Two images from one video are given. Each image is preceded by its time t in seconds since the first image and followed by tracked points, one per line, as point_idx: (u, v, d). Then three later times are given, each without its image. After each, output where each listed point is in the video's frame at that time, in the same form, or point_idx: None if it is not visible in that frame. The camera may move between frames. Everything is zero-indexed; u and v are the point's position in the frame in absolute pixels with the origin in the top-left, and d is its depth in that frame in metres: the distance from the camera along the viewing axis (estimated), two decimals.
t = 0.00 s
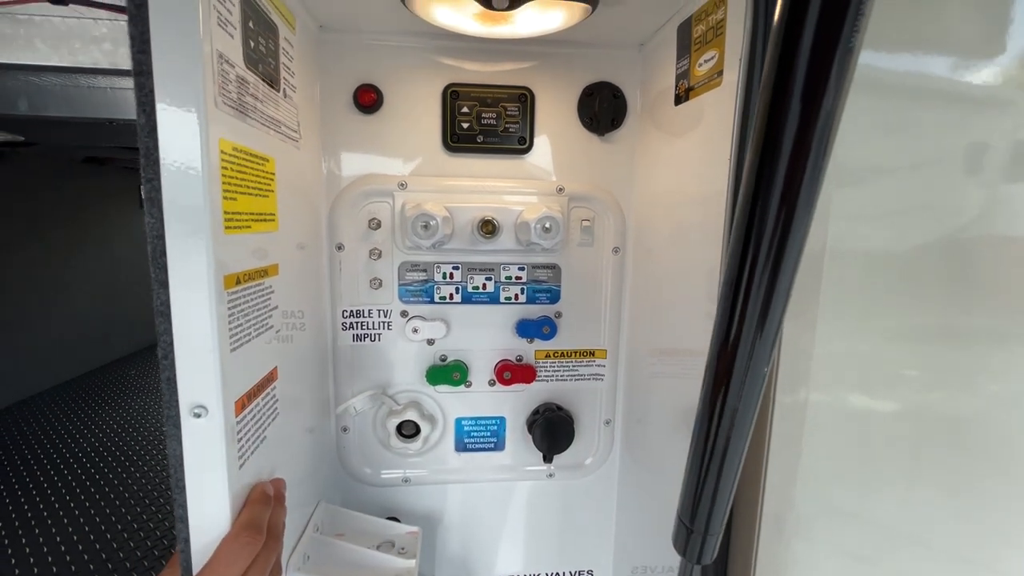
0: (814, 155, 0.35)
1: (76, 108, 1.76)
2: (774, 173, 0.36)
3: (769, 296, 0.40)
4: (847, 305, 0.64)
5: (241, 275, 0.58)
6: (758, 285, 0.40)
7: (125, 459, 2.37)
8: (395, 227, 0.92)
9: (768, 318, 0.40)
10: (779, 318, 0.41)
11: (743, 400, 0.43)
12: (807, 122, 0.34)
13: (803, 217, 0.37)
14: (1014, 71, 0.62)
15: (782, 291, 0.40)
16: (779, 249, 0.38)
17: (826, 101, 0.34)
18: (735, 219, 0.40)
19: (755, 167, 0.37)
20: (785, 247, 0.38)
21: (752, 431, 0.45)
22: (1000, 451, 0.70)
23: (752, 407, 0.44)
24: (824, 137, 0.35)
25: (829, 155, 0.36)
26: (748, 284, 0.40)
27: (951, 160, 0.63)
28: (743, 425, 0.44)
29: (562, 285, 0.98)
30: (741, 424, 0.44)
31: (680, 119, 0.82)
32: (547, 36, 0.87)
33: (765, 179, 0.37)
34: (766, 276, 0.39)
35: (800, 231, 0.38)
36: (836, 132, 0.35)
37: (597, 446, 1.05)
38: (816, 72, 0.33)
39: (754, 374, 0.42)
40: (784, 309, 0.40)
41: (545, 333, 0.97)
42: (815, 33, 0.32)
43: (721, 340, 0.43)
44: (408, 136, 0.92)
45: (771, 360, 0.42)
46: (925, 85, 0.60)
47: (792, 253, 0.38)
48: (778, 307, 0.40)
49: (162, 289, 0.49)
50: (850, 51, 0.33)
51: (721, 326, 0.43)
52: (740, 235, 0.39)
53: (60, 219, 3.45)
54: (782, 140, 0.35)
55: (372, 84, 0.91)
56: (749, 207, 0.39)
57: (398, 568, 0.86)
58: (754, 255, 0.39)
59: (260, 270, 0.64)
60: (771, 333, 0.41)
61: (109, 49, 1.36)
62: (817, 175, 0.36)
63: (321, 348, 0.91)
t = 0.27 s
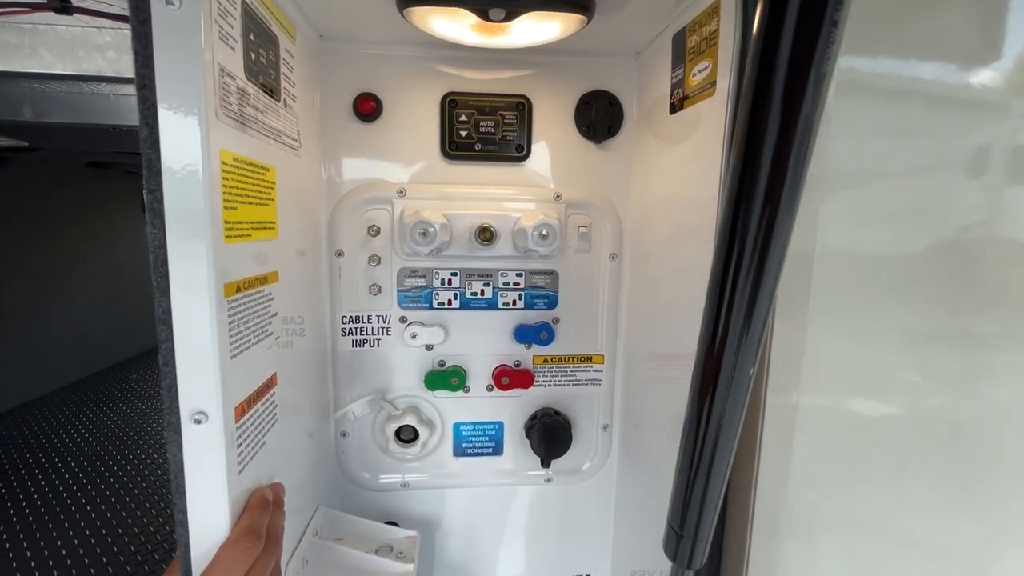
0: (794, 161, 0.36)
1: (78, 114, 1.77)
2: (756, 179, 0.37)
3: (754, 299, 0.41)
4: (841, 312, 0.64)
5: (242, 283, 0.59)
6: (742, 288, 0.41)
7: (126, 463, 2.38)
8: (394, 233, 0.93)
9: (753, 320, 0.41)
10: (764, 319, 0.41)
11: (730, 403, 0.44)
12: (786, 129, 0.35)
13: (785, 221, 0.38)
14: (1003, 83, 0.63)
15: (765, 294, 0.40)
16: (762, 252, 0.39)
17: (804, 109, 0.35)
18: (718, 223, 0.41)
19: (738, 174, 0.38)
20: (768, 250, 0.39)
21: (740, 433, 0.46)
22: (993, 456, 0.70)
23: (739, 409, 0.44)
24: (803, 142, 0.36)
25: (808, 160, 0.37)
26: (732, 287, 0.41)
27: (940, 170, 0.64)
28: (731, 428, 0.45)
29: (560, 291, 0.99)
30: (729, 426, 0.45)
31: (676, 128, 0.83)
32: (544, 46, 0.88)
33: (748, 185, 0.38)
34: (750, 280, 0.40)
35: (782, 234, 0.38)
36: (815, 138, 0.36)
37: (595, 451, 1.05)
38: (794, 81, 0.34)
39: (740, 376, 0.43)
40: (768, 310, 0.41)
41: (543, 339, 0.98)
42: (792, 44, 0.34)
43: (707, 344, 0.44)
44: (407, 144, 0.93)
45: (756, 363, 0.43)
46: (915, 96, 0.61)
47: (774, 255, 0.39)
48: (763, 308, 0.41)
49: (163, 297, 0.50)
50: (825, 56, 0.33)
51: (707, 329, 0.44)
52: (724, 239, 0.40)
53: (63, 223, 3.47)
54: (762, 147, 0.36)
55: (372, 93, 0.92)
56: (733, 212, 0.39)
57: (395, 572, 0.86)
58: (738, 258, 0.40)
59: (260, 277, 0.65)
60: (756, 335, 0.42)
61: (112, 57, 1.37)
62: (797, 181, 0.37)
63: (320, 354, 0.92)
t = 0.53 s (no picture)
0: (775, 166, 0.37)
1: (82, 121, 1.79)
2: (739, 183, 0.38)
3: (739, 300, 0.42)
4: (833, 320, 0.65)
5: (243, 291, 0.60)
6: (728, 289, 0.42)
7: (127, 466, 2.38)
8: (394, 240, 0.94)
9: (739, 319, 0.42)
10: (749, 319, 0.43)
11: (718, 404, 0.45)
12: (767, 135, 0.36)
13: (768, 223, 0.39)
14: (991, 95, 0.64)
15: (751, 293, 0.41)
16: (747, 251, 0.40)
17: (784, 115, 0.36)
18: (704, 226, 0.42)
19: (722, 180, 0.39)
20: (752, 250, 0.40)
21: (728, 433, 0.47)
22: (986, 463, 0.71)
23: (727, 410, 0.45)
24: (783, 146, 0.37)
25: (789, 163, 0.38)
26: (718, 288, 0.42)
27: (931, 181, 0.65)
28: (720, 429, 0.46)
29: (558, 297, 1.00)
30: (717, 428, 0.46)
31: (672, 137, 0.84)
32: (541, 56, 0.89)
33: (731, 190, 0.39)
34: (735, 280, 0.41)
35: (765, 233, 0.40)
36: (796, 142, 0.37)
37: (593, 456, 1.06)
38: (773, 89, 0.35)
39: (728, 376, 0.44)
40: (754, 310, 0.42)
41: (541, 345, 0.99)
42: (771, 53, 0.35)
43: (695, 345, 0.45)
44: (406, 152, 0.95)
45: (743, 363, 0.44)
46: (905, 107, 0.62)
47: (758, 254, 0.40)
48: (749, 306, 0.42)
49: (166, 305, 0.51)
50: (803, 62, 0.34)
51: (695, 331, 0.45)
52: (710, 242, 0.41)
53: (66, 228, 3.49)
54: (744, 153, 0.37)
55: (372, 102, 0.93)
56: (717, 215, 0.40)
57: None
58: (723, 260, 0.41)
59: (261, 285, 0.66)
60: (743, 334, 0.43)
61: (116, 65, 1.39)
62: (779, 185, 0.38)
63: (320, 359, 0.93)
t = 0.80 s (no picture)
0: (774, 177, 0.38)
1: (87, 127, 1.80)
2: (738, 193, 0.39)
3: (739, 308, 0.42)
4: (833, 328, 0.65)
5: (249, 299, 0.61)
6: (729, 297, 0.42)
7: (130, 470, 2.39)
8: (397, 247, 0.95)
9: (739, 328, 0.43)
10: (750, 327, 0.43)
11: (718, 412, 0.45)
12: (766, 146, 0.37)
13: (768, 232, 0.40)
14: (989, 106, 0.64)
15: (751, 301, 0.42)
16: (747, 260, 0.41)
17: (783, 127, 0.36)
18: (704, 235, 0.42)
19: (721, 190, 0.40)
20: (752, 259, 0.41)
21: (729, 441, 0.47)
22: (986, 470, 0.71)
23: (727, 417, 0.46)
24: (782, 158, 0.37)
25: (789, 174, 0.38)
26: (718, 298, 0.42)
27: (929, 190, 0.65)
28: (720, 436, 0.46)
29: (559, 304, 1.00)
30: (717, 435, 0.46)
31: (672, 145, 0.85)
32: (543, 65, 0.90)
33: (730, 201, 0.39)
34: (735, 289, 0.42)
35: (765, 242, 0.40)
36: (794, 154, 0.38)
37: (594, 462, 1.06)
38: (772, 101, 0.35)
39: (728, 384, 0.45)
40: (754, 318, 0.43)
41: (543, 351, 0.99)
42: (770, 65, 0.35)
43: (695, 353, 0.45)
44: (409, 160, 0.96)
45: (743, 371, 0.45)
46: (904, 118, 0.63)
47: (758, 263, 0.40)
48: (749, 314, 0.42)
49: (174, 314, 0.52)
50: (802, 75, 0.35)
51: (696, 339, 0.45)
52: (710, 251, 0.42)
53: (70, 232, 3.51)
54: (744, 163, 0.38)
55: (375, 111, 0.94)
56: (717, 224, 0.41)
57: None
58: (723, 269, 0.41)
59: (266, 293, 0.67)
60: (743, 342, 0.43)
61: (123, 73, 1.41)
62: (778, 194, 0.38)
63: (323, 365, 0.94)
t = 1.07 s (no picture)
0: (783, 175, 0.38)
1: (94, 129, 1.82)
2: (747, 191, 0.39)
3: (747, 305, 0.42)
4: (838, 328, 0.66)
5: (258, 298, 0.61)
6: (737, 294, 0.42)
7: (133, 471, 2.40)
8: (403, 248, 0.96)
9: (747, 327, 0.43)
10: (757, 325, 0.43)
11: (727, 409, 0.45)
12: (775, 144, 0.37)
13: (776, 229, 0.40)
14: (993, 107, 0.65)
15: (759, 298, 0.42)
16: (756, 258, 0.41)
17: (792, 124, 0.36)
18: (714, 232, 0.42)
19: (731, 187, 0.40)
20: (761, 256, 0.41)
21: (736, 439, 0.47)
22: (992, 471, 0.71)
23: (735, 415, 0.46)
24: (791, 156, 0.38)
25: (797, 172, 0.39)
26: (726, 295, 0.43)
27: (933, 191, 0.65)
28: (728, 434, 0.46)
29: (564, 304, 1.01)
30: (725, 433, 0.46)
31: (677, 146, 0.85)
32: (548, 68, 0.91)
33: (740, 198, 0.40)
34: (744, 286, 0.42)
35: (773, 240, 0.40)
36: (803, 152, 0.38)
37: (599, 462, 1.06)
38: (782, 99, 0.36)
39: (737, 382, 0.45)
40: (762, 316, 0.43)
41: (547, 351, 1.00)
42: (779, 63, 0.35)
43: (704, 351, 0.46)
44: (415, 162, 0.96)
45: (751, 370, 0.45)
46: (908, 119, 0.63)
47: (767, 261, 0.41)
48: (756, 312, 0.43)
49: (185, 312, 0.53)
50: (811, 74, 0.35)
51: (704, 337, 0.46)
52: (719, 248, 0.42)
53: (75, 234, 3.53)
54: (754, 163, 0.38)
55: (382, 112, 0.95)
56: (727, 222, 0.41)
57: None
58: (732, 267, 0.42)
59: (274, 292, 0.67)
60: (751, 341, 0.43)
61: (130, 75, 1.42)
62: (787, 192, 0.39)
63: (329, 365, 0.94)
